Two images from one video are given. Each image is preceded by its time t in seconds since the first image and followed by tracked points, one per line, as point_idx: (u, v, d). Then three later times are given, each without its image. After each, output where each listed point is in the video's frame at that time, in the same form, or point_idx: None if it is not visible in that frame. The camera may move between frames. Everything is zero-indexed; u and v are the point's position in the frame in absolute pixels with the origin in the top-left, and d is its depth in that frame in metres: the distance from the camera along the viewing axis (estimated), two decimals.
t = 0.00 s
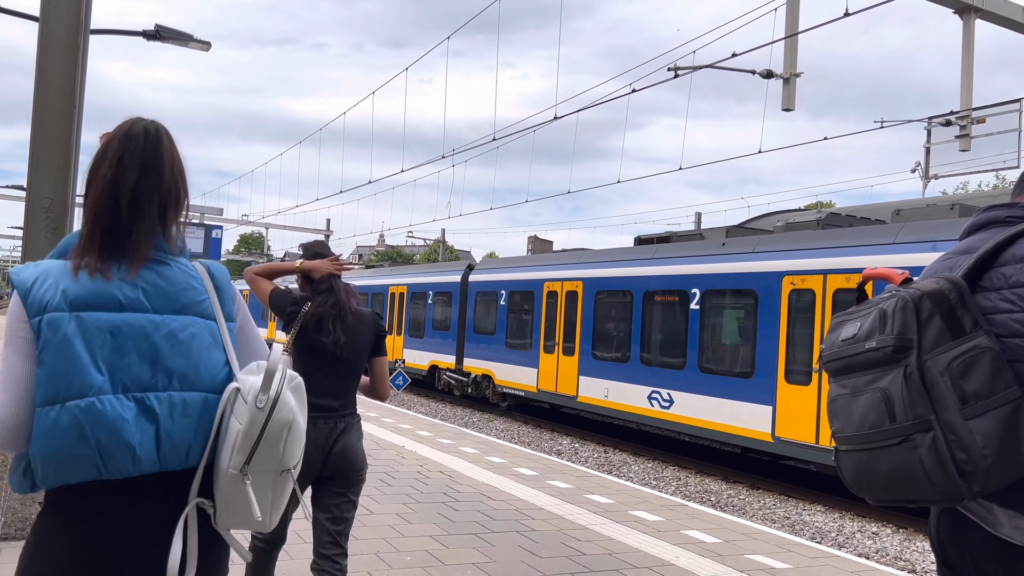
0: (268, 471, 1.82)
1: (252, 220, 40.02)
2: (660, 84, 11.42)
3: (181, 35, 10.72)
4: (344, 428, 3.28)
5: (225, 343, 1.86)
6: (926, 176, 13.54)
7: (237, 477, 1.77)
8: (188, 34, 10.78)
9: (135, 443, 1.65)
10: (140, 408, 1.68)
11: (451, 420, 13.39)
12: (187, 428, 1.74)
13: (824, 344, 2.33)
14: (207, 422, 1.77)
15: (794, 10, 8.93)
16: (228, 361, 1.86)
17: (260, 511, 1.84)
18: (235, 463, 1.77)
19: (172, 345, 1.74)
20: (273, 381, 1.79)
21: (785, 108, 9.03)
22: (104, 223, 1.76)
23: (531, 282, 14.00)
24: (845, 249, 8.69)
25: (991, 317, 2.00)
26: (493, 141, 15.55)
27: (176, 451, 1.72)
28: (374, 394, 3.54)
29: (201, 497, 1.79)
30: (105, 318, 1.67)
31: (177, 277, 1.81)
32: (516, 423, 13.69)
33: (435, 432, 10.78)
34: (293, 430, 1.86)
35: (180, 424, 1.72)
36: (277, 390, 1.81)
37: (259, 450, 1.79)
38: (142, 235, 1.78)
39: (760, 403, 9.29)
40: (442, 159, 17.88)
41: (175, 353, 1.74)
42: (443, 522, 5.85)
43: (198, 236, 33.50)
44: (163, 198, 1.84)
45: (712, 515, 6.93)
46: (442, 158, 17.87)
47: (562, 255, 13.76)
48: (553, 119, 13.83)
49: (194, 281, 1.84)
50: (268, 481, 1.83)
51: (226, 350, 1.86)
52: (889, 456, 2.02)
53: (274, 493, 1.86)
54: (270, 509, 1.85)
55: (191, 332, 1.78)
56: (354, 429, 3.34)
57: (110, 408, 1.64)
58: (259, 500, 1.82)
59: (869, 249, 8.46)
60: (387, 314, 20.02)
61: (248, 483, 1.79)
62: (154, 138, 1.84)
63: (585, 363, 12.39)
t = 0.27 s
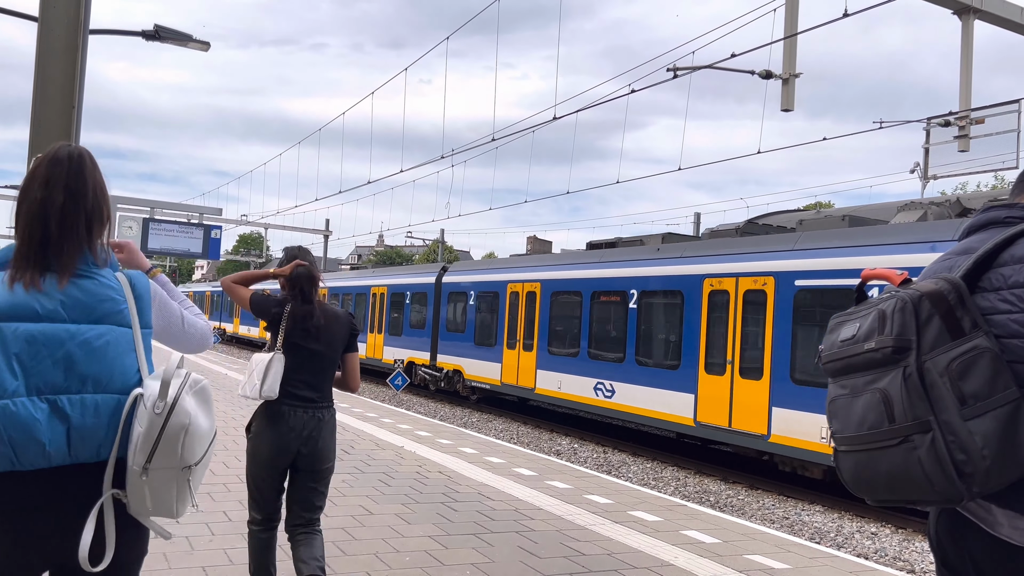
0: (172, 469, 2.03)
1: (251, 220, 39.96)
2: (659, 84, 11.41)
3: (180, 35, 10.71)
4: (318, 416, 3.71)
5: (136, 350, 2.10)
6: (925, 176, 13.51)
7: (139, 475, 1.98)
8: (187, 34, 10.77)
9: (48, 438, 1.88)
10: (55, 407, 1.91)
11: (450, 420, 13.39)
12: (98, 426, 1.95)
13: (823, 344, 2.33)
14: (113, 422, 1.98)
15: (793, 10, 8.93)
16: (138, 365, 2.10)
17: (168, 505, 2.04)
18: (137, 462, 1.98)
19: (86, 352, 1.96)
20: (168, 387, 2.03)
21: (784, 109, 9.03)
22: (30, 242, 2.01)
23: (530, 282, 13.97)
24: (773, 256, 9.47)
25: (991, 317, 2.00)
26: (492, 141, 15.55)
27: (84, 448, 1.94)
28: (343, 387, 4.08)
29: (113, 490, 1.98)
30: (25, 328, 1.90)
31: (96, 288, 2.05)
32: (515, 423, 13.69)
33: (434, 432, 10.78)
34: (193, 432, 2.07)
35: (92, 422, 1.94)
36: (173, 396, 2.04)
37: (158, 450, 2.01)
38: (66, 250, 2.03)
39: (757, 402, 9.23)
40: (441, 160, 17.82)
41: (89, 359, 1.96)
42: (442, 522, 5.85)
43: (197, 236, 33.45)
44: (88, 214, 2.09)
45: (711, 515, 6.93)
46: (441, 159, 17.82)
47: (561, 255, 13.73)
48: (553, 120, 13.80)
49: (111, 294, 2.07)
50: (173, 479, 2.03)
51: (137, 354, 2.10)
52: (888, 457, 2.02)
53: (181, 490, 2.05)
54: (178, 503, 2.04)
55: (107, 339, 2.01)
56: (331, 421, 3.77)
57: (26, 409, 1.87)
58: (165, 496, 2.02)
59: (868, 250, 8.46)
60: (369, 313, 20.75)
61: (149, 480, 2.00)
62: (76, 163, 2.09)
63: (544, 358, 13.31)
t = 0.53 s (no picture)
0: (126, 440, 2.18)
1: (249, 220, 39.92)
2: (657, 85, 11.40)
3: (178, 35, 10.70)
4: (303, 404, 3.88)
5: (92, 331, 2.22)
6: (922, 177, 13.52)
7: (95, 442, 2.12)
8: (184, 34, 10.76)
9: None
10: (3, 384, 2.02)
11: (447, 420, 13.39)
12: (49, 401, 2.07)
13: (820, 345, 2.33)
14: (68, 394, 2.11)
15: (792, 10, 8.93)
16: (95, 347, 2.21)
17: (122, 472, 2.18)
18: (95, 433, 2.12)
19: (35, 334, 2.07)
20: (123, 365, 2.17)
21: (782, 109, 9.03)
22: None
23: (527, 282, 13.96)
24: (698, 260, 10.46)
25: (988, 318, 2.01)
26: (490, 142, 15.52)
27: (38, 420, 2.06)
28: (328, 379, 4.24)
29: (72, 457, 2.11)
30: None
31: (50, 276, 2.16)
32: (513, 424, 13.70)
33: (432, 432, 10.78)
34: (146, 406, 2.23)
35: (44, 398, 2.06)
36: (130, 372, 2.18)
37: (113, 423, 2.15)
38: (12, 242, 2.11)
39: (755, 403, 9.22)
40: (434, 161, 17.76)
41: (38, 340, 2.07)
42: (440, 522, 5.85)
43: (194, 236, 33.42)
44: (39, 209, 2.17)
45: (709, 515, 6.93)
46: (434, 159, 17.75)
47: (559, 256, 13.73)
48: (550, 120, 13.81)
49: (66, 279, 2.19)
50: (128, 449, 2.18)
51: (92, 336, 2.21)
52: (886, 457, 2.02)
53: (134, 458, 2.20)
54: (132, 471, 2.20)
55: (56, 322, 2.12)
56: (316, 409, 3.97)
57: None
58: (119, 463, 2.17)
59: (865, 250, 8.46)
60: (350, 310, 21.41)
61: (106, 449, 2.14)
62: (33, 160, 2.18)
63: (522, 355, 13.77)
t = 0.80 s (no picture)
0: (86, 437, 2.40)
1: (247, 221, 39.89)
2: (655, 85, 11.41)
3: (175, 35, 10.70)
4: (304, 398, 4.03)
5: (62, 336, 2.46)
6: (919, 177, 13.54)
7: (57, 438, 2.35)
8: (182, 34, 10.75)
9: None
10: None
11: (445, 420, 13.41)
12: (22, 398, 2.31)
13: (816, 345, 2.33)
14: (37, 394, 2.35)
15: (789, 11, 8.94)
16: (64, 351, 2.45)
17: (84, 466, 2.41)
18: (55, 431, 2.34)
19: (12, 339, 2.32)
20: (78, 369, 2.38)
21: (779, 109, 9.03)
22: None
23: (526, 283, 13.99)
24: (632, 263, 11.65)
25: (984, 318, 2.01)
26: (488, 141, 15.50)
27: (11, 417, 2.31)
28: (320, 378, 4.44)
29: (43, 448, 2.36)
30: None
31: (28, 288, 2.40)
32: (511, 423, 13.72)
33: (430, 432, 10.78)
34: (104, 406, 2.44)
35: (16, 396, 2.30)
36: (85, 376, 2.40)
37: (70, 422, 2.37)
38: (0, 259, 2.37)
39: (755, 402, 9.28)
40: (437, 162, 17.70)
41: (15, 344, 2.32)
42: (438, 522, 5.86)
43: (192, 236, 33.39)
44: (27, 228, 2.43)
45: (707, 515, 6.94)
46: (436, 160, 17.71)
47: (558, 257, 13.74)
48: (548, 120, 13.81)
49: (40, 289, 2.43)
50: (88, 445, 2.40)
51: (62, 341, 2.45)
52: (882, 458, 2.02)
53: (94, 452, 2.41)
54: (94, 464, 2.42)
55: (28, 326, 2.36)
56: (310, 402, 4.13)
57: None
58: (81, 457, 2.40)
59: (864, 251, 8.49)
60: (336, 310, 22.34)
61: (67, 446, 2.36)
62: (21, 184, 2.44)
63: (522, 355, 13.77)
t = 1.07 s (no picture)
0: (75, 410, 2.44)
1: (243, 221, 39.87)
2: (651, 85, 11.41)
3: (171, 34, 10.68)
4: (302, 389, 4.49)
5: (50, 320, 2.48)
6: (914, 178, 13.57)
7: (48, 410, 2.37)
8: (177, 34, 10.74)
9: None
10: None
11: (441, 420, 13.42)
12: (14, 374, 2.33)
13: (812, 346, 2.33)
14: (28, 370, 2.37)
15: (785, 11, 8.96)
16: (53, 332, 2.47)
17: (71, 439, 2.44)
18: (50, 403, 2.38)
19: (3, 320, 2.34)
20: (73, 346, 2.43)
21: (775, 109, 9.05)
22: None
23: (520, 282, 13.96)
24: (576, 267, 12.67)
25: (977, 318, 2.02)
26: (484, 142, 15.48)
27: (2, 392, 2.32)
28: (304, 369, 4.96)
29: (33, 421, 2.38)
30: None
31: (16, 275, 2.42)
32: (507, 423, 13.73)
33: (426, 432, 10.77)
34: (94, 381, 2.49)
35: (7, 372, 2.32)
36: (78, 352, 2.45)
37: (65, 395, 2.42)
38: None
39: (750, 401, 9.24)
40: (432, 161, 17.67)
41: (6, 325, 2.34)
42: (434, 522, 5.85)
43: (188, 237, 33.35)
44: (13, 220, 2.44)
45: (703, 514, 6.95)
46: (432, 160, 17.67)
47: (550, 257, 13.69)
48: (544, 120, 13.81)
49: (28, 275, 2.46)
50: (78, 417, 2.45)
51: (50, 323, 2.48)
52: (877, 457, 2.03)
53: (82, 426, 2.46)
54: (82, 439, 2.45)
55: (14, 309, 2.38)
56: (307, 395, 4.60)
57: None
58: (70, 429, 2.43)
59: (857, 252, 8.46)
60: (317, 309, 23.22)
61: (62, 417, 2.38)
62: (6, 180, 2.46)
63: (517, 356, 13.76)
